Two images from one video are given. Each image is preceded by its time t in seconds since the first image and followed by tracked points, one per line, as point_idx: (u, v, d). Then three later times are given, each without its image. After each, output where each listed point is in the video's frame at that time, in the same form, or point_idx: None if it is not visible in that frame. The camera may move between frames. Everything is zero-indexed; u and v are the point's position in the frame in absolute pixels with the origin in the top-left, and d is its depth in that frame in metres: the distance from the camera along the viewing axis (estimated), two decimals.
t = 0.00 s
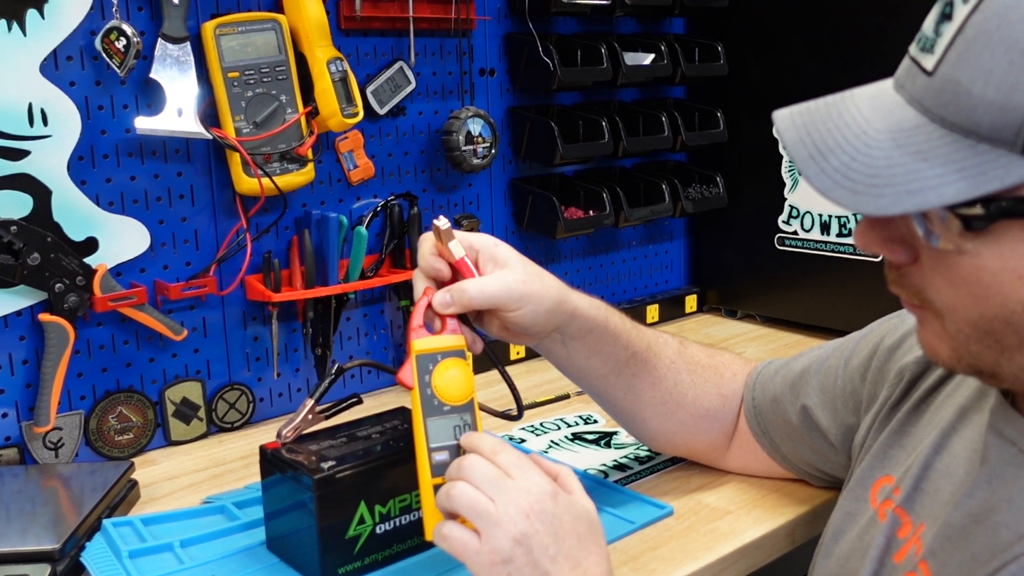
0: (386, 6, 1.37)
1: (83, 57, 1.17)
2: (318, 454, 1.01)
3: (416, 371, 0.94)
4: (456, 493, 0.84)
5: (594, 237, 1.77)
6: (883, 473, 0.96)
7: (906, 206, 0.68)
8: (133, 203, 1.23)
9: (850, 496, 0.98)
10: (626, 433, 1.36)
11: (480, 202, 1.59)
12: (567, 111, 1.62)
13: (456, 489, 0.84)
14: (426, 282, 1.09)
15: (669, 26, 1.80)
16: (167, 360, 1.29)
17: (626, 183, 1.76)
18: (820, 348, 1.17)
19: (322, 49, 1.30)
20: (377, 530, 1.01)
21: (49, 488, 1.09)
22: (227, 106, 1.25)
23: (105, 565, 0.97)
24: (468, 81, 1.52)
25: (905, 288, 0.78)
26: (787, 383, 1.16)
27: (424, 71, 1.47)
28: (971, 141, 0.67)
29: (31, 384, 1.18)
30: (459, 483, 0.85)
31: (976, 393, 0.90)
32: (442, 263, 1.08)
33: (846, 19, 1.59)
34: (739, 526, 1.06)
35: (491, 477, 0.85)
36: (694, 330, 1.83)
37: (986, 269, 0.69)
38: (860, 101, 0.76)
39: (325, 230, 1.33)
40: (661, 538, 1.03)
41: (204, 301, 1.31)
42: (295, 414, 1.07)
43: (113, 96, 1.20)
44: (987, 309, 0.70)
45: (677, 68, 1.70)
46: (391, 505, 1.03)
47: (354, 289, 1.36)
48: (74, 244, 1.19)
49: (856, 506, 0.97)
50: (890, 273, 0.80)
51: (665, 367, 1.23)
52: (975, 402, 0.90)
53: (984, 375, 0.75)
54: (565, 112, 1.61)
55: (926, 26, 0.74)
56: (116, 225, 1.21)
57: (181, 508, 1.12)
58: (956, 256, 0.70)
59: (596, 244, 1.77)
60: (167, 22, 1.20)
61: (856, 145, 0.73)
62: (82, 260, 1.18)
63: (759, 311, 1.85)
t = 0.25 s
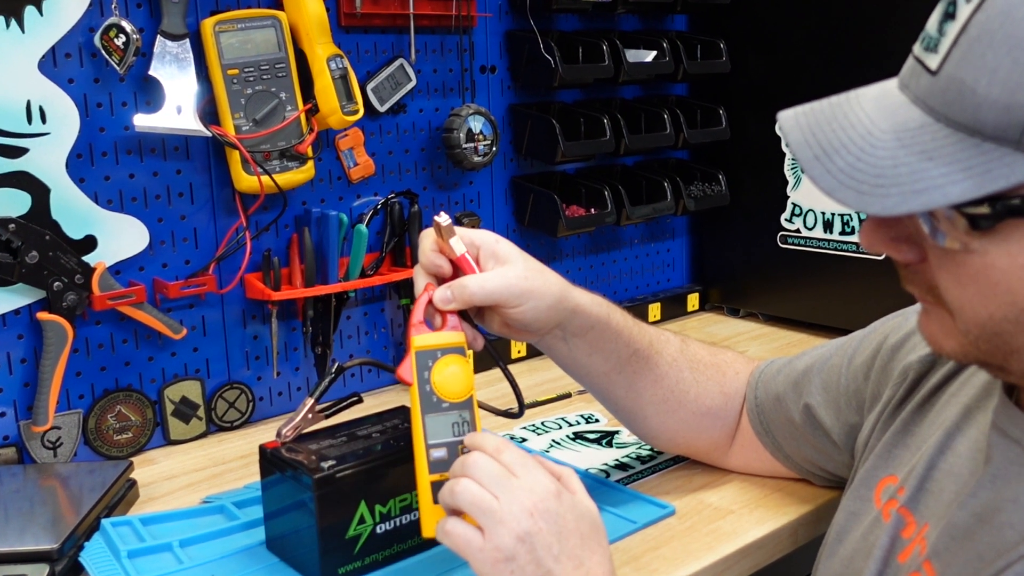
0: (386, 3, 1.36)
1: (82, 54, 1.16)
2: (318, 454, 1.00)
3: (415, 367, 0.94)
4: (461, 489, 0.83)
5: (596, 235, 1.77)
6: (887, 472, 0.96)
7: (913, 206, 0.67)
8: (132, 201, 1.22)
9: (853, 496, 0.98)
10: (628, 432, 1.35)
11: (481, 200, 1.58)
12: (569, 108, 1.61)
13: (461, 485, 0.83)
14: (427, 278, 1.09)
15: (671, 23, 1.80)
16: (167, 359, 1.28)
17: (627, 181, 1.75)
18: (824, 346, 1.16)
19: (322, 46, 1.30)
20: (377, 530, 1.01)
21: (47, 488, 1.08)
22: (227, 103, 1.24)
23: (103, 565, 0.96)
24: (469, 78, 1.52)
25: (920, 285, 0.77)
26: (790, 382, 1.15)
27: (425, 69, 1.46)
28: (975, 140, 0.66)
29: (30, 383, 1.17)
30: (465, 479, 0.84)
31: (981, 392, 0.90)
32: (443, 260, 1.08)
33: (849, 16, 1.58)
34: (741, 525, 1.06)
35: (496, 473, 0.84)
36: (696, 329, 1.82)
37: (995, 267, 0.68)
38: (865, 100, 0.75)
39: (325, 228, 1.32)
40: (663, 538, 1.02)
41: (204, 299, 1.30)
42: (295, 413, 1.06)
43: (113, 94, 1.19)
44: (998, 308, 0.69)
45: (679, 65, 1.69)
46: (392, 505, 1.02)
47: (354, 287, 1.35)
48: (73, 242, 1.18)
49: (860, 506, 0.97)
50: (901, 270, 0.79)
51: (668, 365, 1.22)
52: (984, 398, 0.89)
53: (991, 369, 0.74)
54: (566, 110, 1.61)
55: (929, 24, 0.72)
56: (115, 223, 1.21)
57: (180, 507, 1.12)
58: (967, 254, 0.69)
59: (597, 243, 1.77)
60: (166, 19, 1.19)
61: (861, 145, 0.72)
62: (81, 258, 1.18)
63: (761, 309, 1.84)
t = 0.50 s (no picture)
0: None
1: (80, 51, 1.15)
2: (318, 453, 1.00)
3: (419, 367, 0.93)
4: (463, 489, 0.82)
5: (597, 233, 1.76)
6: (890, 472, 0.95)
7: (914, 197, 0.67)
8: (130, 199, 1.21)
9: (856, 496, 0.97)
10: (629, 431, 1.34)
11: (482, 198, 1.58)
12: (570, 106, 1.60)
13: (463, 484, 0.83)
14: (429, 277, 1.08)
15: (672, 21, 1.79)
16: (166, 358, 1.27)
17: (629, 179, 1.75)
18: (828, 344, 1.15)
19: (322, 43, 1.29)
20: (377, 529, 1.00)
21: (45, 487, 1.08)
22: (226, 101, 1.23)
23: (102, 564, 0.95)
24: (469, 75, 1.51)
25: (922, 281, 0.76)
26: (794, 381, 1.15)
27: (425, 66, 1.45)
28: (977, 132, 0.66)
29: (28, 382, 1.16)
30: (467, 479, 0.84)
31: (983, 393, 0.89)
32: (445, 259, 1.07)
33: (852, 13, 1.57)
34: (743, 525, 1.05)
35: (498, 473, 0.84)
36: (698, 327, 1.81)
37: (997, 260, 0.67)
38: (868, 92, 0.74)
39: (325, 226, 1.32)
40: (666, 538, 1.02)
41: (203, 298, 1.29)
42: (295, 413, 1.05)
43: (111, 91, 1.18)
44: (999, 301, 0.69)
45: (681, 62, 1.68)
46: (392, 505, 1.01)
47: (354, 286, 1.35)
48: (71, 240, 1.17)
49: (863, 506, 0.96)
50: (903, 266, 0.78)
51: (670, 363, 1.21)
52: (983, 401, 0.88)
53: (993, 368, 0.73)
54: (567, 107, 1.60)
55: (932, 18, 0.72)
56: (114, 221, 1.20)
57: (179, 507, 1.11)
58: (966, 246, 0.68)
59: (599, 241, 1.76)
60: (165, 16, 1.18)
61: (864, 137, 0.71)
62: (79, 256, 1.17)
63: (763, 308, 1.83)
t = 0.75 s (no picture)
0: None
1: (79, 48, 1.14)
2: (318, 452, 0.99)
3: (421, 368, 0.92)
4: (465, 490, 0.82)
5: (599, 232, 1.75)
6: (894, 474, 0.94)
7: (913, 190, 0.66)
8: (130, 197, 1.21)
9: (860, 497, 0.96)
10: (631, 430, 1.34)
11: (483, 196, 1.57)
12: (571, 103, 1.60)
13: (465, 485, 0.82)
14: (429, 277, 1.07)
15: (674, 17, 1.78)
16: (165, 356, 1.27)
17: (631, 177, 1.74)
18: (830, 343, 1.14)
19: (322, 40, 1.28)
20: (378, 529, 0.99)
21: (44, 487, 1.07)
22: (226, 98, 1.23)
23: (101, 565, 0.95)
24: (470, 72, 1.50)
25: (921, 278, 0.75)
26: (796, 380, 1.14)
27: (426, 63, 1.44)
28: (975, 126, 0.65)
29: (26, 381, 1.16)
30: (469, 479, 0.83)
31: (986, 395, 0.88)
32: (445, 258, 1.06)
33: (855, 9, 1.56)
34: (745, 525, 1.04)
35: (501, 474, 0.83)
36: (700, 326, 1.81)
37: (996, 255, 0.66)
38: (866, 87, 0.74)
39: (325, 224, 1.31)
40: (668, 538, 1.01)
41: (202, 296, 1.29)
42: (294, 412, 1.05)
43: (110, 88, 1.18)
44: (997, 297, 0.68)
45: (682, 60, 1.67)
46: (392, 504, 1.01)
47: (354, 284, 1.34)
48: (70, 238, 1.17)
49: (866, 507, 0.95)
50: (903, 262, 0.78)
51: (672, 362, 1.21)
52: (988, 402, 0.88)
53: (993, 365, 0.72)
54: (569, 105, 1.59)
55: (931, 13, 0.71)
56: (113, 219, 1.19)
57: (178, 507, 1.10)
58: (964, 240, 0.68)
59: (600, 239, 1.75)
60: (164, 13, 1.18)
61: (862, 131, 0.71)
62: (78, 255, 1.16)
63: (765, 306, 1.82)
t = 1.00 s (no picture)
0: None
1: (77, 45, 1.14)
2: (318, 452, 0.98)
3: (422, 363, 0.92)
4: (463, 491, 0.81)
5: (600, 230, 1.74)
6: (898, 472, 0.93)
7: (919, 185, 0.65)
8: (128, 195, 1.20)
9: (863, 496, 0.95)
10: (633, 430, 1.33)
11: (483, 194, 1.56)
12: (573, 100, 1.59)
13: (463, 486, 0.81)
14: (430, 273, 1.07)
15: (676, 14, 1.77)
16: (164, 355, 1.26)
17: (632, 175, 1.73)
18: (834, 342, 1.14)
19: (322, 37, 1.28)
20: (378, 529, 0.99)
21: (42, 486, 1.07)
22: (225, 96, 1.22)
23: (99, 564, 0.94)
24: (471, 70, 1.49)
25: (923, 274, 0.75)
26: (799, 379, 1.13)
27: (427, 60, 1.44)
28: (978, 121, 0.64)
29: (24, 379, 1.15)
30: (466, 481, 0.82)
31: (989, 392, 0.87)
32: (447, 254, 1.06)
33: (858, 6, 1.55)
34: (748, 524, 1.04)
35: (498, 474, 0.82)
36: (702, 324, 1.80)
37: (999, 250, 0.66)
38: (867, 84, 0.73)
39: (325, 222, 1.31)
40: (670, 537, 1.00)
41: (201, 295, 1.28)
42: (294, 411, 1.04)
43: (109, 86, 1.17)
44: (1000, 291, 0.67)
45: (685, 57, 1.66)
46: (393, 504, 1.00)
47: (354, 283, 1.33)
48: (68, 237, 1.16)
49: (870, 507, 0.95)
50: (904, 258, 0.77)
51: (675, 360, 1.20)
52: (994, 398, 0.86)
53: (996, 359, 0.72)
54: (570, 102, 1.58)
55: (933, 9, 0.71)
56: (111, 217, 1.19)
57: (177, 507, 1.10)
58: (968, 236, 0.67)
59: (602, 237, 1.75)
60: (163, 10, 1.17)
61: (865, 127, 0.70)
62: (77, 253, 1.16)
63: (768, 305, 1.82)
